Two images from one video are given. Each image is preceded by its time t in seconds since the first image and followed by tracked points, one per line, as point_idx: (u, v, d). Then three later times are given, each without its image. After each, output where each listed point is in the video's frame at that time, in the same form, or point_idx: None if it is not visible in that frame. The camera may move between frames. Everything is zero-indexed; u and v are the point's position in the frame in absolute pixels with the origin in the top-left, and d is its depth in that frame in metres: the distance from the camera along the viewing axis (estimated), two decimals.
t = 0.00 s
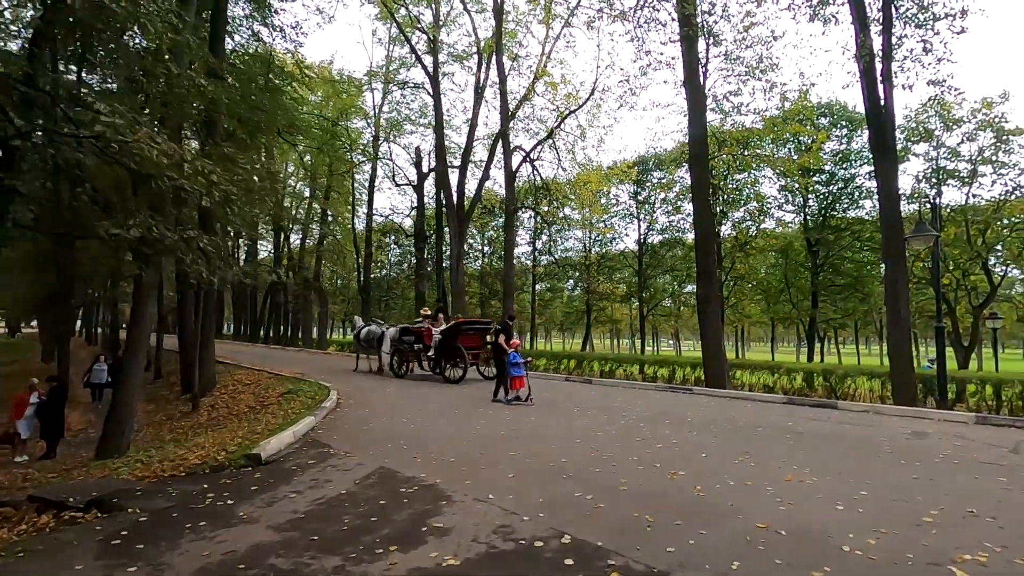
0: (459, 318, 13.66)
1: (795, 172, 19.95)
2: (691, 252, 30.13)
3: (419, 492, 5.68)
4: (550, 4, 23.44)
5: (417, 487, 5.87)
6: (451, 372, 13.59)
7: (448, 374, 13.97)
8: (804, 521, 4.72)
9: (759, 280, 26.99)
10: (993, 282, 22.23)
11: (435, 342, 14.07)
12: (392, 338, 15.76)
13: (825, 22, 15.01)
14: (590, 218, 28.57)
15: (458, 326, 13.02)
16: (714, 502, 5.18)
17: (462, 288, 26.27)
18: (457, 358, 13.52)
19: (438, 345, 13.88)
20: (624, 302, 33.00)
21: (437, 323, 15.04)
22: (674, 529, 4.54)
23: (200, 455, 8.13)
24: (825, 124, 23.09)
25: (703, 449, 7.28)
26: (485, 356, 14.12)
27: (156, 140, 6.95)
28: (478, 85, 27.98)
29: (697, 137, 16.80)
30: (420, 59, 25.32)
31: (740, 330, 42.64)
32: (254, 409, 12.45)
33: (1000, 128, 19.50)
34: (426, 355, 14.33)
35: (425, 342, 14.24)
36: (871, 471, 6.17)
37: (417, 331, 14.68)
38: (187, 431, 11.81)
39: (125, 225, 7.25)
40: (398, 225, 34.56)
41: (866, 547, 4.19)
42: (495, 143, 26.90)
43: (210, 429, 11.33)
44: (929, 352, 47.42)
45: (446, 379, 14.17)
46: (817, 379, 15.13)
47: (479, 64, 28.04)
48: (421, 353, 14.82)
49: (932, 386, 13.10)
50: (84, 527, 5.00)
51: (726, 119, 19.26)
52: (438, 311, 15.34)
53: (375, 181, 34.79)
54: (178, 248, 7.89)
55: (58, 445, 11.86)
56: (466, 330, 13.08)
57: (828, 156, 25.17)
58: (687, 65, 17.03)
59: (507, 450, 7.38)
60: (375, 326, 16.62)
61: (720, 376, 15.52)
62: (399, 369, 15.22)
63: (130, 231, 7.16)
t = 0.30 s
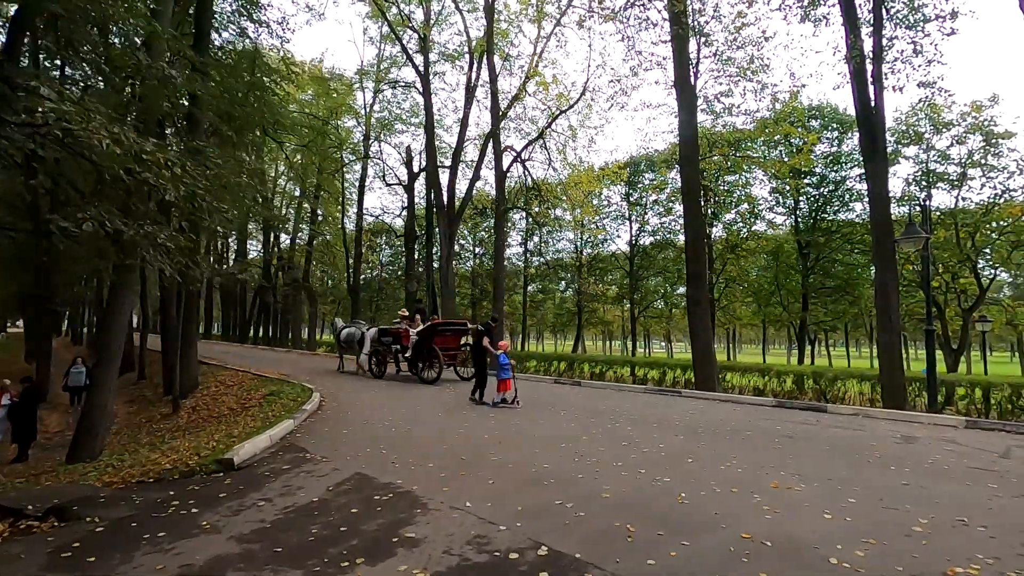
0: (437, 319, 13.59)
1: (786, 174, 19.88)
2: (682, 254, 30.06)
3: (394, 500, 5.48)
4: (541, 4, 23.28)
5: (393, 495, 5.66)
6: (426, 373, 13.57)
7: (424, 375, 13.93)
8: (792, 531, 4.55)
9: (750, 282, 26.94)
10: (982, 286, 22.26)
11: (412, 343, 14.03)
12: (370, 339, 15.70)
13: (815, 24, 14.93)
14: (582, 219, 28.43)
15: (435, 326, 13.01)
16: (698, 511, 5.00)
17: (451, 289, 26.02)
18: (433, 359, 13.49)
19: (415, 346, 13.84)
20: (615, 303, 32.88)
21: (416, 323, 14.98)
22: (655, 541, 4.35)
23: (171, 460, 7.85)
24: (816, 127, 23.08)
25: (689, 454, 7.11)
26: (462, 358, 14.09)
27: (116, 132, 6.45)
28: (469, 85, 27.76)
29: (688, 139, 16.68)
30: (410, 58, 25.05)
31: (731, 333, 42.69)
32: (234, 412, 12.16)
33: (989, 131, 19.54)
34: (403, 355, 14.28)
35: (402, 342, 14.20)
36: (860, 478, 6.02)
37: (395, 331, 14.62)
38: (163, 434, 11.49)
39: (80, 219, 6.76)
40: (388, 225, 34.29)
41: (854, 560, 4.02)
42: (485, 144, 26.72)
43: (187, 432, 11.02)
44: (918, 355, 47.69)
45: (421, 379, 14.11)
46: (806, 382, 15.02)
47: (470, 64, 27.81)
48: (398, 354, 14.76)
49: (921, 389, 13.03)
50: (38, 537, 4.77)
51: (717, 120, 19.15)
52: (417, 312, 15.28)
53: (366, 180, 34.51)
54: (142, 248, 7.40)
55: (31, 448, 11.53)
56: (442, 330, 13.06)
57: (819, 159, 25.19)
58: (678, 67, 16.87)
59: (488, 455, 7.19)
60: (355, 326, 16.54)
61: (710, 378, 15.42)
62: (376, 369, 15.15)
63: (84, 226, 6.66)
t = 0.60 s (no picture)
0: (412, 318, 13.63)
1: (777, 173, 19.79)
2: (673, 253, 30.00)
3: (364, 505, 5.27)
4: None
5: (364, 499, 5.45)
6: (402, 371, 13.61)
7: (401, 373, 13.92)
8: (775, 538, 4.39)
9: (741, 282, 26.91)
10: (971, 287, 22.29)
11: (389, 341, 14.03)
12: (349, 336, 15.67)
13: (806, 22, 14.81)
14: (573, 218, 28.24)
15: (411, 325, 13.03)
16: (679, 516, 4.83)
17: (441, 288, 25.77)
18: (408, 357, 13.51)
19: (392, 344, 13.83)
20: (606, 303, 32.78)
21: (394, 321, 14.99)
22: (634, 549, 4.17)
23: (140, 462, 7.59)
24: (807, 127, 23.06)
25: (673, 456, 6.94)
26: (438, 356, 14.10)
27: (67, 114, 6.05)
28: (460, 82, 27.50)
29: (678, 138, 16.55)
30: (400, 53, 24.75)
31: (721, 333, 42.75)
32: (213, 411, 11.88)
33: (978, 132, 19.56)
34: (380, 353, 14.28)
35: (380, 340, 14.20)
36: (848, 481, 5.87)
37: (374, 329, 14.60)
38: (139, 434, 11.19)
39: (27, 206, 6.35)
40: (378, 223, 34.02)
41: (838, 570, 3.85)
42: (475, 141, 26.50)
43: (162, 432, 10.73)
44: (907, 356, 47.95)
45: (397, 377, 14.10)
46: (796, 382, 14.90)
47: (461, 61, 27.53)
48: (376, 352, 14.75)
49: (910, 390, 12.95)
50: None
51: (709, 118, 19.04)
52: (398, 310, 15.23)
53: (356, 177, 34.16)
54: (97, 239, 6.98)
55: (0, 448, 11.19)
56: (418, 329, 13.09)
57: (811, 159, 25.19)
58: (669, 65, 16.72)
59: (468, 457, 6.99)
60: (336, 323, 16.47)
61: (699, 378, 15.32)
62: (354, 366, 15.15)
63: (29, 214, 6.26)
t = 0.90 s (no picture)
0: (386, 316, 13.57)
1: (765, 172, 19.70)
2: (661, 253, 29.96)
3: (331, 512, 5.02)
4: None
5: (331, 506, 5.19)
6: (376, 369, 13.44)
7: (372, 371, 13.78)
8: (757, 547, 4.20)
9: (728, 282, 26.90)
10: (955, 288, 22.42)
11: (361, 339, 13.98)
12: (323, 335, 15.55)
13: (795, 21, 14.70)
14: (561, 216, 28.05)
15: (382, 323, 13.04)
16: (660, 524, 4.64)
17: (427, 286, 25.45)
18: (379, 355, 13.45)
19: (363, 342, 13.77)
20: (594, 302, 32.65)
21: (367, 319, 14.88)
22: (611, 560, 3.96)
23: (100, 466, 7.24)
24: (794, 127, 23.07)
25: (655, 460, 6.75)
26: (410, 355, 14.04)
27: (3, 92, 5.59)
28: (447, 78, 27.18)
29: (666, 136, 16.39)
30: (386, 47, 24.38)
31: (708, 332, 42.86)
32: (186, 412, 11.51)
33: (963, 134, 19.65)
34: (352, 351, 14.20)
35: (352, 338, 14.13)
36: (832, 486, 5.72)
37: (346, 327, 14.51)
38: (107, 436, 10.79)
39: None
40: (364, 220, 33.62)
41: None
42: (462, 139, 26.22)
43: (131, 433, 10.34)
44: (891, 356, 48.39)
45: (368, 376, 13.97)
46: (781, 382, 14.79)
47: (449, 57, 27.19)
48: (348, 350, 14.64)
49: (894, 391, 12.91)
50: None
51: (696, 117, 18.90)
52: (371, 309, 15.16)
53: (342, 173, 33.71)
54: (39, 230, 6.44)
55: None
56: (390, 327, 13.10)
57: (797, 160, 25.25)
58: (657, 61, 16.56)
59: (444, 460, 6.76)
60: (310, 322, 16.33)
61: (683, 378, 15.21)
62: (327, 365, 15.02)
63: None
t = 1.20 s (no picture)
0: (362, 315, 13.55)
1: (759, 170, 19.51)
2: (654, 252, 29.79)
3: (300, 520, 4.72)
4: None
5: (301, 513, 4.90)
6: (352, 369, 13.38)
7: (349, 371, 13.66)
8: (750, 557, 3.95)
9: (721, 282, 26.76)
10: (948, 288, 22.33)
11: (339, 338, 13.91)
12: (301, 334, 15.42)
13: (788, 18, 14.53)
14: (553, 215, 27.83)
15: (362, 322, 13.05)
16: (647, 532, 4.39)
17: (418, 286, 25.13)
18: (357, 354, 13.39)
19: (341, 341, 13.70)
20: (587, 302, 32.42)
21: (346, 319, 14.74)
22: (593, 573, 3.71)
23: (66, 470, 6.91)
24: (788, 126, 22.95)
25: (645, 463, 6.51)
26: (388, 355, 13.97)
27: None
28: (439, 76, 26.88)
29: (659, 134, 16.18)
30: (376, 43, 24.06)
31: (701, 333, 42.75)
32: (165, 413, 11.17)
33: (956, 133, 19.56)
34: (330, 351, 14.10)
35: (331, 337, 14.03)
36: (827, 491, 5.49)
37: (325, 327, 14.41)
38: (83, 438, 10.44)
39: None
40: (355, 219, 33.30)
41: None
42: (454, 137, 25.96)
43: (106, 436, 10.00)
44: (884, 356, 48.39)
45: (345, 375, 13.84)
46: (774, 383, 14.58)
47: (441, 54, 26.89)
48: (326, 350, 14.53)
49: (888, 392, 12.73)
50: None
51: (689, 115, 18.70)
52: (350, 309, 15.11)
53: (333, 172, 33.34)
54: None
55: None
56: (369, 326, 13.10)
57: (791, 159, 25.16)
58: (649, 58, 16.33)
59: (424, 464, 6.49)
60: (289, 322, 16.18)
61: (675, 378, 15.01)
62: (306, 364, 14.89)
63: None
